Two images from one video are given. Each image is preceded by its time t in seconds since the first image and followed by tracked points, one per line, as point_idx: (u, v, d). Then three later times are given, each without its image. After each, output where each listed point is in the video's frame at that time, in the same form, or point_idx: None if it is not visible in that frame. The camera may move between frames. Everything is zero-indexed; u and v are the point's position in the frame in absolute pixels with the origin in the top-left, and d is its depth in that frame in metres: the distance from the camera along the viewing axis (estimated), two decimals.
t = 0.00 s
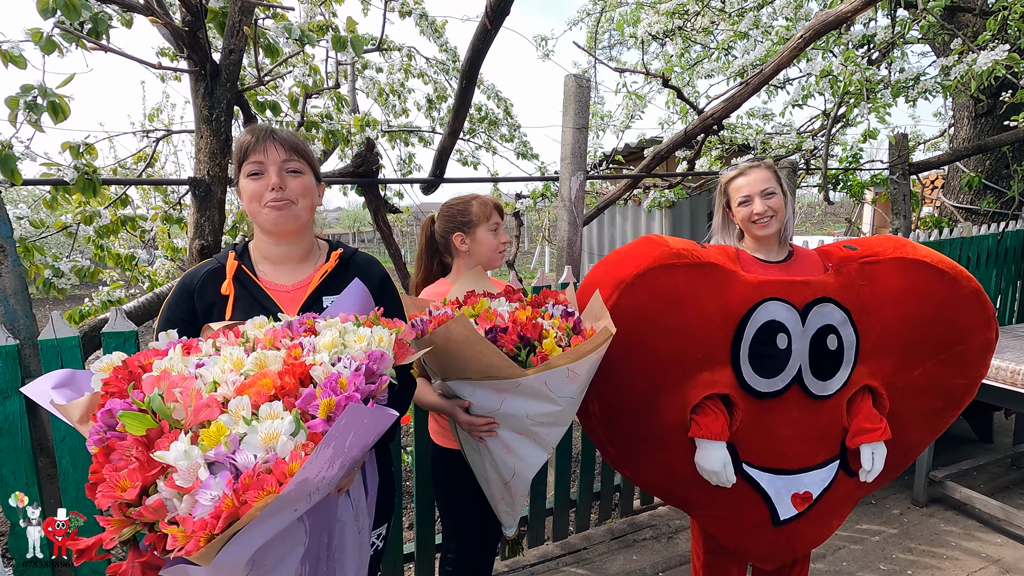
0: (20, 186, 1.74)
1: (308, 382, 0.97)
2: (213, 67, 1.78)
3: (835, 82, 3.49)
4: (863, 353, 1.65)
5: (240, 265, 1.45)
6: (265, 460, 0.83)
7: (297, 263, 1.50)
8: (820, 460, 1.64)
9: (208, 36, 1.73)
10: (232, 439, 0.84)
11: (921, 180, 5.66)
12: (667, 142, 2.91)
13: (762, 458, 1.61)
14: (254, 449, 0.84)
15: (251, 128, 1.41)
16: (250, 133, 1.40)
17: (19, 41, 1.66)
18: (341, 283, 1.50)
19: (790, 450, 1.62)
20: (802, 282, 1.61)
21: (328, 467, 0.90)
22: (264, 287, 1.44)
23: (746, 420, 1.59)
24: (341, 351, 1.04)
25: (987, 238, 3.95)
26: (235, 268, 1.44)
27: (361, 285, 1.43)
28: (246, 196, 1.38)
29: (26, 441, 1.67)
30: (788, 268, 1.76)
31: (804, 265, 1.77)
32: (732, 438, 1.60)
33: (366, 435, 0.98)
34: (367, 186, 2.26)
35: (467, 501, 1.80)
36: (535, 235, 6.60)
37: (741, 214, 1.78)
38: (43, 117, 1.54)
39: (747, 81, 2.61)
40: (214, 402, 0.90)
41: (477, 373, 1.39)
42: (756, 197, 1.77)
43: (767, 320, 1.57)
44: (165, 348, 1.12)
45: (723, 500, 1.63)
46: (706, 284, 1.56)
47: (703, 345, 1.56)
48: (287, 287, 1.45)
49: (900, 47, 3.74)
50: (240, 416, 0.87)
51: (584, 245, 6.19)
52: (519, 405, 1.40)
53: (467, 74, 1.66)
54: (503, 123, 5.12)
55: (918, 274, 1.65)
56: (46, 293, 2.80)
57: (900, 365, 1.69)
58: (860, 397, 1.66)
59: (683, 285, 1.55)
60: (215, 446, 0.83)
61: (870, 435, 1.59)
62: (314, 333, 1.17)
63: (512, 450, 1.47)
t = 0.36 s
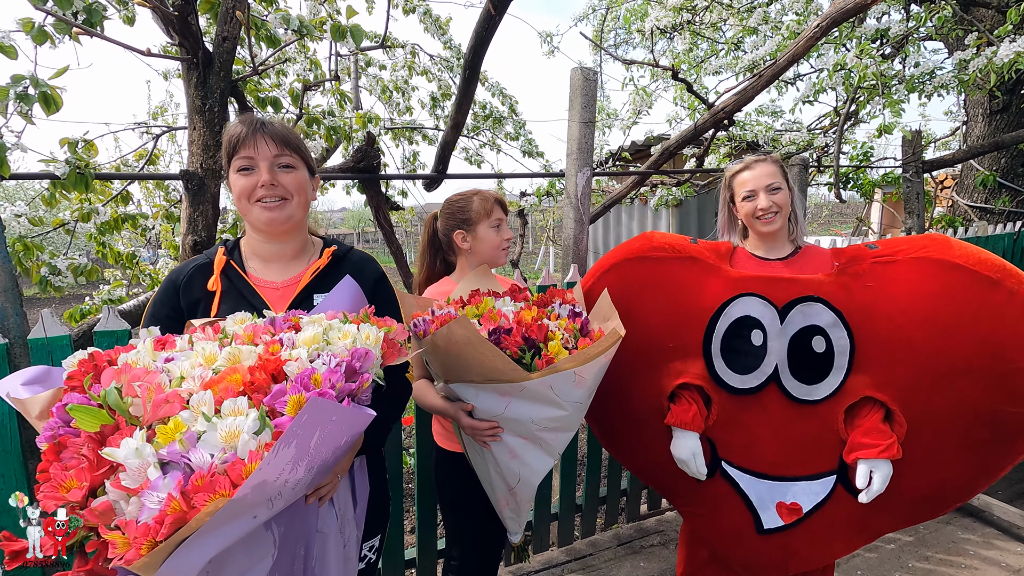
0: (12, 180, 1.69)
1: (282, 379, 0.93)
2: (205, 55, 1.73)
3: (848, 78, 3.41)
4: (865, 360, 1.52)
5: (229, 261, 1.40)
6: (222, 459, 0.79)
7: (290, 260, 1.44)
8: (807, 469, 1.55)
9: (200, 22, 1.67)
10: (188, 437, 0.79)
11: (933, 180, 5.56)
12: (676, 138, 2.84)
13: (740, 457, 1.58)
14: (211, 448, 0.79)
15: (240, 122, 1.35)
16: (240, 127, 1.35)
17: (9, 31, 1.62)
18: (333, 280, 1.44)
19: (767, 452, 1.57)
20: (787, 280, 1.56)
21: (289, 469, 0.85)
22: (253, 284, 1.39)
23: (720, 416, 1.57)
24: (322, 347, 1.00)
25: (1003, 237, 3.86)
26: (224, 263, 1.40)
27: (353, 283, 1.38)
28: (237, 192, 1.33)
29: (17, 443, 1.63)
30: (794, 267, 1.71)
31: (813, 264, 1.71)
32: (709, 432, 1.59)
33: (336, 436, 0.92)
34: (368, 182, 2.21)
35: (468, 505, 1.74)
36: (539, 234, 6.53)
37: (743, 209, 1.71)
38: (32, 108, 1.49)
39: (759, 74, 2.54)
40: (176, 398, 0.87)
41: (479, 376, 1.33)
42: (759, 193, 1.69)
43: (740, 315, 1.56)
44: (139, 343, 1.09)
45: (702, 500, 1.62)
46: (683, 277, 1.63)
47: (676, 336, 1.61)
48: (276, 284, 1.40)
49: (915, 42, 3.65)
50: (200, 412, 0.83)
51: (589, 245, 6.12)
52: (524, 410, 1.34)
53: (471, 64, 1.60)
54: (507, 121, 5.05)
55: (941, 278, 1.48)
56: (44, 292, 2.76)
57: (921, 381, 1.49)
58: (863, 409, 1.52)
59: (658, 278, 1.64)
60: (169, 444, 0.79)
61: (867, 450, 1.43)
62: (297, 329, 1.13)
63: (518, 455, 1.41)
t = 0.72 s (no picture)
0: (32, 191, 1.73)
1: (289, 397, 0.94)
2: (225, 68, 1.77)
3: (857, 83, 3.41)
4: (819, 368, 1.51)
5: (237, 272, 1.42)
6: (231, 482, 0.80)
7: (297, 270, 1.46)
8: (763, 474, 1.55)
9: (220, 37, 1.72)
10: (197, 459, 0.81)
11: (942, 182, 5.53)
12: (685, 144, 2.85)
13: (704, 460, 1.61)
14: (219, 470, 0.80)
15: (250, 132, 1.37)
16: (250, 137, 1.36)
17: (28, 45, 1.65)
18: (341, 291, 1.45)
19: (726, 456, 1.59)
20: (744, 289, 1.58)
21: (297, 492, 0.86)
22: (260, 295, 1.41)
23: (683, 421, 1.61)
24: (329, 363, 1.02)
25: (1014, 241, 3.83)
26: (231, 275, 1.41)
27: (359, 292, 1.39)
28: (246, 200, 1.35)
29: (38, 449, 1.65)
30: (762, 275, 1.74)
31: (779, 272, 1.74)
32: (671, 435, 1.63)
33: (343, 457, 0.93)
34: (380, 190, 2.23)
35: (479, 512, 1.75)
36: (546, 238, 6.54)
37: (759, 208, 1.72)
38: (50, 120, 1.52)
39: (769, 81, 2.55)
40: (184, 418, 0.89)
41: (493, 386, 1.33)
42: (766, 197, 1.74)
43: (698, 323, 1.60)
44: (148, 360, 1.12)
45: (671, 501, 1.67)
46: (648, 285, 1.69)
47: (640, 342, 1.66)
48: (283, 295, 1.41)
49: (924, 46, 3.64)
50: (209, 433, 0.85)
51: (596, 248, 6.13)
52: (537, 420, 1.35)
53: (484, 75, 1.62)
54: (515, 125, 5.07)
55: (893, 287, 1.45)
56: (59, 297, 2.79)
57: (873, 389, 1.47)
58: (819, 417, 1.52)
59: (626, 285, 1.71)
60: (178, 467, 0.81)
61: (813, 455, 1.44)
62: (305, 343, 1.15)
63: (530, 465, 1.42)
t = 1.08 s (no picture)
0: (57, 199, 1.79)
1: (302, 396, 1.00)
2: (246, 82, 1.85)
3: (854, 90, 3.48)
4: (815, 368, 1.58)
5: (246, 278, 1.49)
6: (253, 475, 0.86)
7: (303, 274, 1.52)
8: (762, 470, 1.62)
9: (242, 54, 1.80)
10: (219, 455, 0.87)
11: (941, 185, 5.58)
12: (686, 150, 2.92)
13: (705, 457, 1.67)
14: (241, 464, 0.86)
15: (260, 140, 1.43)
16: (260, 145, 1.43)
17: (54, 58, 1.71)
18: (346, 294, 1.52)
19: (726, 453, 1.65)
20: (742, 291, 1.65)
21: (314, 483, 0.93)
22: (269, 300, 1.47)
23: (684, 420, 1.67)
24: (338, 363, 1.07)
25: (1010, 244, 3.89)
26: (241, 281, 1.48)
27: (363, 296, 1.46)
28: (254, 206, 1.41)
29: (64, 446, 1.71)
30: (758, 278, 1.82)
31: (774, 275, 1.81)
32: (673, 434, 1.70)
33: (355, 450, 1.00)
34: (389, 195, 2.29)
35: (486, 508, 1.81)
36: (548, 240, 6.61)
37: (762, 214, 1.75)
38: (76, 131, 1.58)
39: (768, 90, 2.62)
40: (205, 416, 0.94)
41: (501, 387, 1.39)
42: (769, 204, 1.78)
43: (699, 324, 1.67)
44: (166, 363, 1.17)
45: (672, 498, 1.73)
46: (650, 288, 1.76)
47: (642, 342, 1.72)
48: (290, 299, 1.48)
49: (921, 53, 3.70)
50: (229, 431, 0.90)
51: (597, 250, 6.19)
52: (543, 418, 1.41)
53: (492, 88, 1.69)
54: (517, 129, 5.14)
55: (885, 289, 1.51)
56: (74, 299, 2.85)
57: (867, 388, 1.53)
58: (815, 414, 1.58)
59: (628, 287, 1.77)
60: (203, 461, 0.86)
61: (813, 451, 1.50)
62: (314, 345, 1.21)
63: (537, 462, 1.48)
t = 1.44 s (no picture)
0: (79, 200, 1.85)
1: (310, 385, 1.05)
2: (263, 87, 1.91)
3: (855, 90, 3.51)
4: (819, 362, 1.62)
5: (253, 278, 1.53)
6: (264, 456, 0.91)
7: (309, 277, 1.57)
8: (768, 463, 1.65)
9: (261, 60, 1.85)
10: (232, 437, 0.92)
11: (943, 184, 5.60)
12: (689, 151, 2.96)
13: (711, 452, 1.70)
14: (253, 446, 0.91)
15: (268, 150, 1.46)
16: (268, 155, 1.46)
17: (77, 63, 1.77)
18: (351, 293, 1.56)
19: (732, 446, 1.68)
20: (748, 288, 1.69)
21: (322, 465, 0.97)
22: (277, 299, 1.52)
23: (690, 414, 1.70)
24: (344, 356, 1.12)
25: (1012, 242, 3.91)
26: (248, 280, 1.52)
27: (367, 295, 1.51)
28: (264, 216, 1.46)
29: (85, 440, 1.76)
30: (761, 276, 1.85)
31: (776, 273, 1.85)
32: (680, 429, 1.73)
33: (360, 435, 1.04)
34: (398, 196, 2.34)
35: (493, 500, 1.86)
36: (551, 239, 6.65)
37: (762, 217, 1.77)
38: (100, 135, 1.64)
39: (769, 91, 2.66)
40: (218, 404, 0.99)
41: (507, 380, 1.44)
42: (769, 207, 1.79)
43: (705, 320, 1.70)
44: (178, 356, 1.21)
45: (678, 493, 1.76)
46: (657, 286, 1.80)
47: (649, 339, 1.76)
48: (297, 298, 1.52)
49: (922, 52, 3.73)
50: (241, 416, 0.95)
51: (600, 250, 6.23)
52: (548, 412, 1.46)
53: (500, 91, 1.73)
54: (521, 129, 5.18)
55: (885, 286, 1.56)
56: (89, 298, 2.90)
57: (870, 382, 1.57)
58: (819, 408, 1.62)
59: (635, 285, 1.81)
60: (217, 444, 0.91)
61: (818, 444, 1.54)
62: (320, 340, 1.25)
63: (542, 454, 1.52)
